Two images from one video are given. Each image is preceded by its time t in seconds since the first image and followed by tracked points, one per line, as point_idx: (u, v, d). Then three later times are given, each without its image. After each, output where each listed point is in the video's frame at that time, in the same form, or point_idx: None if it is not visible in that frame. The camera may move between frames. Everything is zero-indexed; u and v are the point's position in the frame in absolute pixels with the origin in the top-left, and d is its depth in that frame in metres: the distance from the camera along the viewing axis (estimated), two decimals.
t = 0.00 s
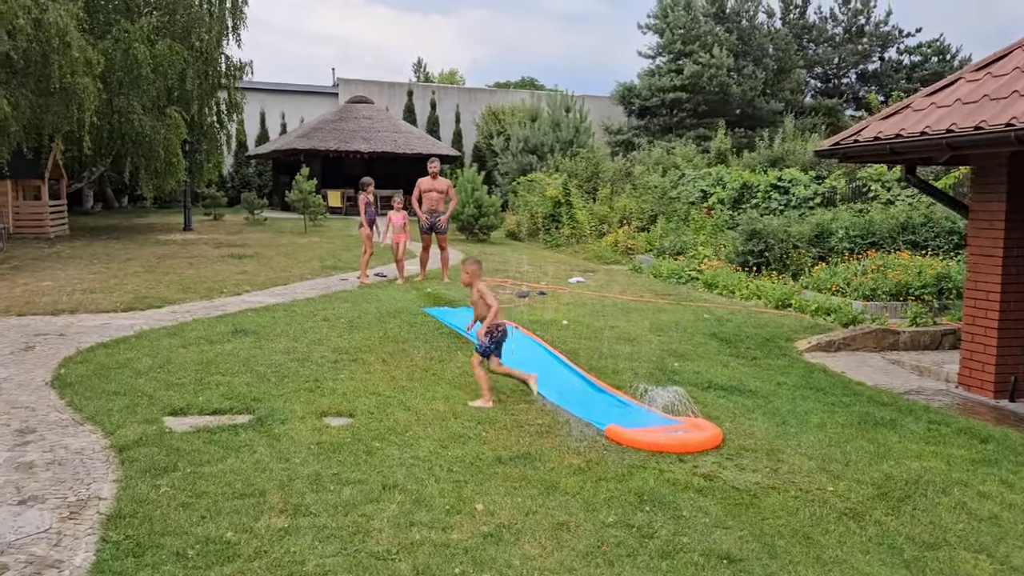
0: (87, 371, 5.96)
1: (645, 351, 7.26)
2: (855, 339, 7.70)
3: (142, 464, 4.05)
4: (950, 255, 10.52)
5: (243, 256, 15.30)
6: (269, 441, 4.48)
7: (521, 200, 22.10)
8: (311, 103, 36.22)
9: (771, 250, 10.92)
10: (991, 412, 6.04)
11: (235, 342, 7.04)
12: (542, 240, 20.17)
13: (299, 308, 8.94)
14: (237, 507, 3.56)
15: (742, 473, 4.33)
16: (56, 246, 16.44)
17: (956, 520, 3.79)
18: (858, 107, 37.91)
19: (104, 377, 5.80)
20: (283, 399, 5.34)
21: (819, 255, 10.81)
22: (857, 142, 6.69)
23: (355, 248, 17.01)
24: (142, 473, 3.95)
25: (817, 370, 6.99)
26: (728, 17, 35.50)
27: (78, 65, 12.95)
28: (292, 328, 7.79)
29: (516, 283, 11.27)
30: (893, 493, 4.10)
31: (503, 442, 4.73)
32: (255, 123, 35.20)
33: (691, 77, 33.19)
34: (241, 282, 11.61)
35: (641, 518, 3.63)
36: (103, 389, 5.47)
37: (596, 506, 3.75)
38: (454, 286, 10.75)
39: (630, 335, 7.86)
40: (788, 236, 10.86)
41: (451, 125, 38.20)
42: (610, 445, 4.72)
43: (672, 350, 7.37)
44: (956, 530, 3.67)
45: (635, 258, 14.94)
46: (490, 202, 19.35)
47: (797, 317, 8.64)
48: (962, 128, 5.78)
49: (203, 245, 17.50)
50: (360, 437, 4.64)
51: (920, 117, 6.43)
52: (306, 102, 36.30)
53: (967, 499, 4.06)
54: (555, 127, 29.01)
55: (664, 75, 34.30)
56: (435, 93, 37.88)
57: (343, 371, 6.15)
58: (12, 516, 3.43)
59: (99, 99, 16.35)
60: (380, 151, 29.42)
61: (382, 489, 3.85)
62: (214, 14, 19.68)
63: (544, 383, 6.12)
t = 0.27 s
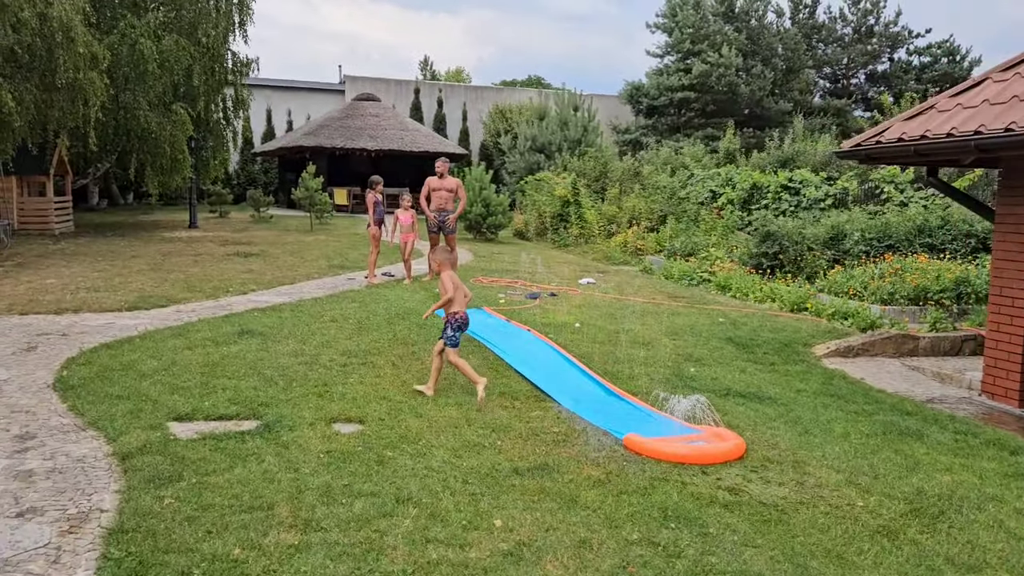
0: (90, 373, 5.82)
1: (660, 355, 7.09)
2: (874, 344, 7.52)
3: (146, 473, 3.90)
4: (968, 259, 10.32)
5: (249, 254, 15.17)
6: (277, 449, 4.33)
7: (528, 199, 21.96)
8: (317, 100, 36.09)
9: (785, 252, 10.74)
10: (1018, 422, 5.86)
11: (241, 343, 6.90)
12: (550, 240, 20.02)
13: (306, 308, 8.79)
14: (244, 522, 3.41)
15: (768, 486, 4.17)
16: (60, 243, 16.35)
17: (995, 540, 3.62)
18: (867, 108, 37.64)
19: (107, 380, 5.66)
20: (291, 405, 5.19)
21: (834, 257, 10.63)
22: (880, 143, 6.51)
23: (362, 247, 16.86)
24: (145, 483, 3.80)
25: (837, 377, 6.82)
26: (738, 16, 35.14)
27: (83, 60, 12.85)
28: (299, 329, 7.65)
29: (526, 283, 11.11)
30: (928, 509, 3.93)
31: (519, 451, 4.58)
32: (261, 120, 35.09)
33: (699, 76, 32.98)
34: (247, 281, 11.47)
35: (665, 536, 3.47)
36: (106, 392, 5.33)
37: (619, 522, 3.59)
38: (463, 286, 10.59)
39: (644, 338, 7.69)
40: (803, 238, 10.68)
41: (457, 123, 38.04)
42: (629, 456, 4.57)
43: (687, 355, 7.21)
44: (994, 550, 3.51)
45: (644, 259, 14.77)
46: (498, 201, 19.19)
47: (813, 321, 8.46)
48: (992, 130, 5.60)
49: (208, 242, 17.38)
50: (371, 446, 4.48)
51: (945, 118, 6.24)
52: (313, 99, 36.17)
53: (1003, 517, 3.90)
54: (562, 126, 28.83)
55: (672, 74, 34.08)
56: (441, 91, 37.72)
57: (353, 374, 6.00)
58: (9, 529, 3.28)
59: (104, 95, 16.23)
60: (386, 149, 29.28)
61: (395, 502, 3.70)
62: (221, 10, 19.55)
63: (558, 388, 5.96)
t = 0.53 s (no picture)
0: (94, 383, 5.72)
1: (672, 364, 6.97)
2: (890, 352, 7.39)
3: (151, 489, 3.80)
4: (983, 265, 10.19)
5: (254, 259, 15.08)
6: (285, 463, 4.22)
7: (535, 204, 21.87)
8: (323, 105, 36.08)
9: (797, 258, 10.60)
10: None
11: (248, 352, 6.80)
12: (556, 245, 19.91)
13: (313, 315, 8.69)
14: (251, 542, 3.30)
15: (790, 502, 4.04)
16: (66, 248, 16.30)
17: None
18: (874, 112, 37.51)
19: (111, 390, 5.56)
20: (298, 416, 5.08)
21: (847, 263, 10.49)
22: (897, 148, 6.39)
23: (368, 252, 16.77)
24: (150, 499, 3.70)
25: (853, 386, 6.69)
26: (743, 20, 35.40)
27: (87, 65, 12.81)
28: (306, 337, 7.55)
29: (534, 290, 11.00)
30: (956, 527, 3.81)
31: (533, 465, 4.46)
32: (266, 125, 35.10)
33: (705, 80, 32.87)
34: (253, 287, 11.38)
35: (687, 557, 3.36)
36: (110, 403, 5.23)
37: (638, 541, 3.49)
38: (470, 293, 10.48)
39: (656, 347, 7.57)
40: (815, 244, 10.54)
41: (462, 127, 37.99)
42: (645, 469, 4.45)
43: (700, 363, 7.08)
44: None
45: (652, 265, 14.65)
46: (505, 206, 19.09)
47: (827, 329, 8.33)
48: (1015, 134, 5.47)
49: (213, 248, 17.31)
50: (381, 460, 4.37)
51: (965, 123, 6.12)
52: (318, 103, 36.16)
53: None
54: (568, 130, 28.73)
55: (678, 78, 33.95)
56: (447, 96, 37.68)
57: (360, 384, 5.89)
58: (10, 548, 3.18)
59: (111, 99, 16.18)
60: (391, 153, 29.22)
61: (407, 520, 3.59)
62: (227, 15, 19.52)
63: (570, 398, 5.84)
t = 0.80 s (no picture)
0: (102, 392, 5.69)
1: (682, 369, 6.90)
2: (902, 355, 7.32)
3: (160, 499, 3.76)
4: (994, 266, 10.13)
5: (259, 266, 15.06)
6: (295, 472, 4.17)
7: (539, 208, 21.85)
8: (326, 111, 36.13)
9: (805, 261, 10.52)
10: None
11: (255, 359, 6.76)
12: (561, 249, 19.87)
13: (319, 321, 8.65)
14: (263, 553, 3.26)
15: (807, 509, 3.98)
16: (71, 256, 16.31)
17: None
18: (879, 113, 37.40)
19: (120, 399, 5.53)
20: (307, 424, 5.03)
21: (856, 266, 10.42)
22: (908, 149, 6.33)
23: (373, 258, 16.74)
24: (160, 510, 3.65)
25: (866, 390, 6.62)
26: (746, 22, 35.61)
27: (92, 73, 12.83)
28: (313, 343, 7.51)
29: (541, 295, 10.95)
30: (978, 533, 3.74)
31: (546, 472, 4.40)
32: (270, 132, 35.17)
33: (709, 83, 32.81)
34: (259, 294, 11.35)
35: (705, 567, 3.30)
36: (118, 413, 5.19)
37: (654, 550, 3.43)
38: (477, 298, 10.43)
39: (665, 351, 7.51)
40: (823, 246, 10.48)
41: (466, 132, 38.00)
42: (659, 476, 4.39)
43: (710, 368, 7.02)
44: None
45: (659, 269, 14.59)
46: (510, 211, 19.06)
47: (838, 332, 8.26)
48: None
49: (219, 255, 17.30)
50: (392, 468, 4.32)
51: (977, 123, 6.06)
52: (322, 110, 36.22)
53: None
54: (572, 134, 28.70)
55: (681, 81, 33.87)
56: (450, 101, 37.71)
57: (369, 392, 5.84)
58: (19, 561, 3.14)
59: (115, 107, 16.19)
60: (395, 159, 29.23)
61: (420, 529, 3.54)
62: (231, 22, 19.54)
63: (580, 403, 5.80)
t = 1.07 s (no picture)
0: (107, 399, 5.67)
1: (688, 369, 6.88)
2: (909, 353, 7.29)
3: (167, 507, 3.74)
4: (998, 262, 10.13)
5: (261, 271, 15.04)
6: (303, 477, 4.15)
7: (541, 209, 21.83)
8: (326, 115, 36.14)
9: (809, 259, 10.49)
10: None
11: (260, 364, 6.74)
12: (563, 250, 19.86)
13: (323, 325, 8.63)
14: (273, 560, 3.24)
15: (818, 509, 3.95)
16: (73, 262, 16.31)
17: None
18: (879, 110, 37.37)
19: (124, 406, 5.50)
20: (313, 429, 5.01)
21: (860, 264, 10.40)
22: (912, 146, 6.31)
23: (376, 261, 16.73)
24: (168, 517, 3.64)
25: (873, 388, 6.59)
26: (745, 21, 35.59)
27: (93, 79, 12.83)
28: (317, 347, 7.48)
29: (544, 296, 10.94)
30: (990, 532, 3.72)
31: (555, 475, 4.38)
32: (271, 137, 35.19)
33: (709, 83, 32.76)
34: (262, 298, 11.33)
35: (718, 569, 3.27)
36: (124, 419, 5.17)
37: (665, 552, 3.41)
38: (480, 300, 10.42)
39: (670, 352, 7.48)
40: (827, 244, 10.45)
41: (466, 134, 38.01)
42: (670, 478, 4.36)
43: (716, 368, 6.99)
44: None
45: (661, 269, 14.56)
46: (511, 212, 19.04)
47: (844, 330, 8.23)
48: None
49: (221, 260, 17.29)
50: (400, 472, 4.30)
51: (980, 119, 6.04)
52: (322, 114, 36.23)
53: None
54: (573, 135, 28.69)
55: (681, 81, 33.78)
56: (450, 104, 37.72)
57: (375, 396, 5.82)
58: (27, 571, 3.12)
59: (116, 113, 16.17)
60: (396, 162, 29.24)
61: (429, 533, 3.52)
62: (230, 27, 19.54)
63: (587, 405, 5.78)
